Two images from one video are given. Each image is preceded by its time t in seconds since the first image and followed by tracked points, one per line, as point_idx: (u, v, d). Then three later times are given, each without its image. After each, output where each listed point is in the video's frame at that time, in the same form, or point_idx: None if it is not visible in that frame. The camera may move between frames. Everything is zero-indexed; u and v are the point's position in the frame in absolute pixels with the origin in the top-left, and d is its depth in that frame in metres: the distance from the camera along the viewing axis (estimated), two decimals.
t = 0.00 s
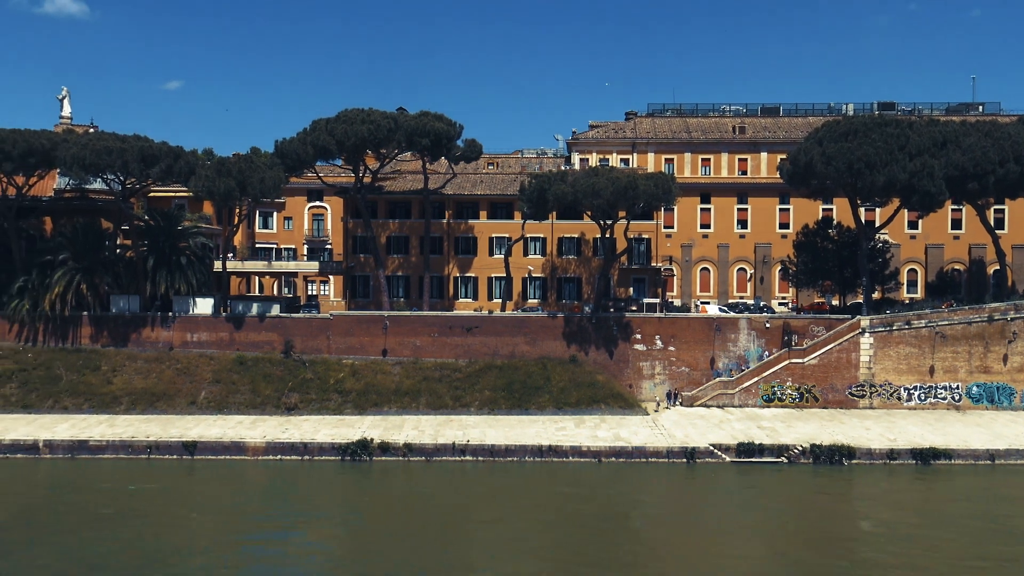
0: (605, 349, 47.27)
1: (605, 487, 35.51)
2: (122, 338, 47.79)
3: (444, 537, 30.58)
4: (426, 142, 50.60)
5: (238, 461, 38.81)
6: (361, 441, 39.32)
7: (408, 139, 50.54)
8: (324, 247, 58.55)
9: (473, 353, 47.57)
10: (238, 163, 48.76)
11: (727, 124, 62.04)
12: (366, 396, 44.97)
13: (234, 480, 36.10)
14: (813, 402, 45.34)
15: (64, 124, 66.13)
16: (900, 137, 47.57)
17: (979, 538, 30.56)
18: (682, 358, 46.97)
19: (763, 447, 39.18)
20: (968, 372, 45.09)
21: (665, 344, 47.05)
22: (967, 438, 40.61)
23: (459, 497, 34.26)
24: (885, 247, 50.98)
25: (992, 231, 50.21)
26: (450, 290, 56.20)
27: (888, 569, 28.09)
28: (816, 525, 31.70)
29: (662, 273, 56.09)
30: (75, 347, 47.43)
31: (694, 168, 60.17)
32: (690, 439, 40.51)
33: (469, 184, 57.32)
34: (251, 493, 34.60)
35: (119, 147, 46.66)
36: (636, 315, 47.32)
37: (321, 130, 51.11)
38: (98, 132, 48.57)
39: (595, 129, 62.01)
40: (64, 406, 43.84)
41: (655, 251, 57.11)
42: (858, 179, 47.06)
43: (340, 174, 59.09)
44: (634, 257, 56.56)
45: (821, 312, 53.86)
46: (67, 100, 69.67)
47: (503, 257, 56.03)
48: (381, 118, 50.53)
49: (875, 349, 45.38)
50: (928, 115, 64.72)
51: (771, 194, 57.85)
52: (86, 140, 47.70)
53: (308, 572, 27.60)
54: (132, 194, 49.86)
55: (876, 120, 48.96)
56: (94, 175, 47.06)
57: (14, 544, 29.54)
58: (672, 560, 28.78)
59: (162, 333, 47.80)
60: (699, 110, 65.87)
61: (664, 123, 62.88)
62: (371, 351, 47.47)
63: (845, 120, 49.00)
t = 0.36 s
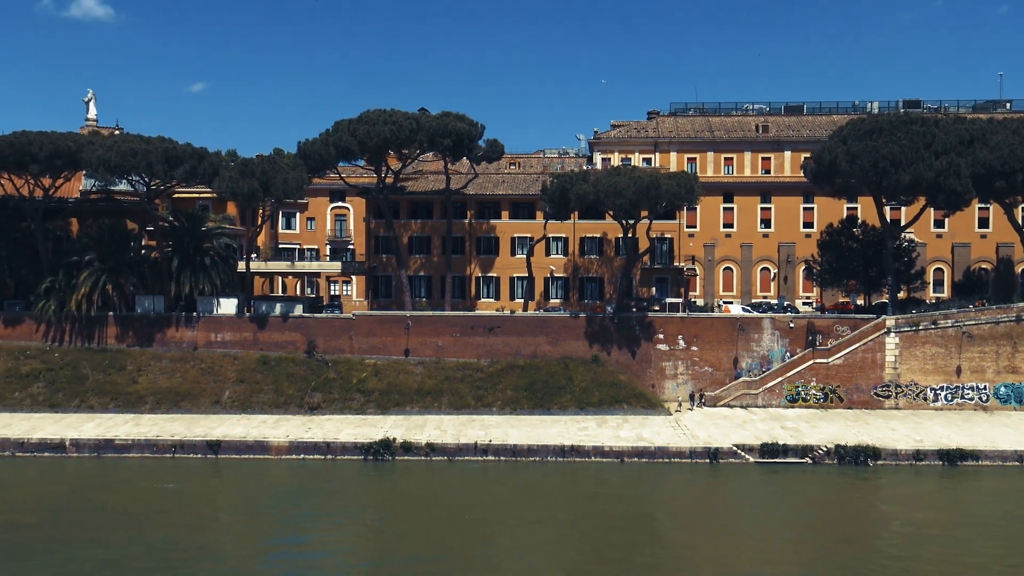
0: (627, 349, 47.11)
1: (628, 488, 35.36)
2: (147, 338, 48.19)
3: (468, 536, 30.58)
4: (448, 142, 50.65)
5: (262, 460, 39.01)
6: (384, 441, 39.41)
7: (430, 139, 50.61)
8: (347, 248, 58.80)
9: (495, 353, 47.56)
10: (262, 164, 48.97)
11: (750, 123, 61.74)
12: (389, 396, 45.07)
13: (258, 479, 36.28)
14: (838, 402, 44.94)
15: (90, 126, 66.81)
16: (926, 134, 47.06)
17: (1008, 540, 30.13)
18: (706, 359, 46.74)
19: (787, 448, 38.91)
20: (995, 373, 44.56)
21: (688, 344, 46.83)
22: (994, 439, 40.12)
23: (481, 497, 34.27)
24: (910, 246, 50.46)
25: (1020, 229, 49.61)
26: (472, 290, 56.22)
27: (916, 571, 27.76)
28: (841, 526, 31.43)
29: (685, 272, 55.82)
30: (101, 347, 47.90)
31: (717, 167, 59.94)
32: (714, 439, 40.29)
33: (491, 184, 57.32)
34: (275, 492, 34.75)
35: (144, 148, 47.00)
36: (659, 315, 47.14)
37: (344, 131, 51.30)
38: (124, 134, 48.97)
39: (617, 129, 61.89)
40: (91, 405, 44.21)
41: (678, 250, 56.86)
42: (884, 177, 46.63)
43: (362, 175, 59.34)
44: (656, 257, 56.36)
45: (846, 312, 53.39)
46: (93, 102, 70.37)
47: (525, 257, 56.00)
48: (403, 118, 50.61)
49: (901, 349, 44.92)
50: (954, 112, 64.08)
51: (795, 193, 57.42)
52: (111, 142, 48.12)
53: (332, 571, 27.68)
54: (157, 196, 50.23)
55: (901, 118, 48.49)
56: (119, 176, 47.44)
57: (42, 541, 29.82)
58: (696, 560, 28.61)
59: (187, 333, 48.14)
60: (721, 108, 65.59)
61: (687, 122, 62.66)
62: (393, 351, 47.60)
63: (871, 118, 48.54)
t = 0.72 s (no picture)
0: (650, 349, 46.96)
1: (650, 488, 35.24)
2: (172, 339, 48.61)
3: (491, 536, 30.60)
4: (470, 143, 50.71)
5: (286, 460, 39.21)
6: (406, 440, 39.49)
7: (452, 140, 50.69)
8: (369, 248, 59.07)
9: (517, 353, 47.58)
10: (285, 165, 49.23)
11: (774, 122, 61.39)
12: (411, 396, 45.18)
13: (282, 479, 36.48)
14: (863, 403, 44.58)
15: (116, 128, 67.50)
16: (952, 133, 46.54)
17: None
18: (729, 359, 46.52)
19: (811, 449, 38.65)
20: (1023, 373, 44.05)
21: (711, 344, 46.64)
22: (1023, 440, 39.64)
23: (504, 497, 34.27)
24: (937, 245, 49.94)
25: None
26: (494, 290, 56.28)
27: (944, 574, 27.42)
28: (866, 528, 31.17)
29: (708, 272, 55.56)
30: (127, 347, 48.39)
31: (740, 167, 59.67)
32: (737, 439, 40.10)
33: (513, 185, 57.32)
34: (299, 491, 34.89)
35: (169, 150, 47.39)
36: (681, 315, 46.96)
37: (366, 132, 51.50)
38: (149, 136, 49.38)
39: (639, 129, 61.77)
40: (117, 405, 44.63)
41: (700, 250, 56.62)
42: (910, 176, 46.24)
43: (385, 175, 59.58)
44: (679, 256, 56.15)
45: (871, 312, 52.95)
46: (118, 105, 71.06)
47: (547, 257, 55.98)
48: (425, 119, 50.70)
49: (927, 349, 44.51)
50: (980, 110, 63.39)
51: (819, 192, 57.00)
52: (137, 144, 48.59)
53: (355, 571, 27.75)
54: (182, 197, 50.65)
55: (927, 115, 48.00)
56: (144, 178, 47.89)
57: (70, 540, 30.12)
58: (719, 562, 28.45)
59: (211, 334, 48.50)
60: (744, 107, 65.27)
61: (710, 121, 62.42)
62: (416, 351, 47.72)
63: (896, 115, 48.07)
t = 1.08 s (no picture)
0: (673, 350, 46.81)
1: (674, 490, 35.13)
2: (198, 340, 49.06)
3: (515, 537, 30.61)
4: (493, 143, 50.78)
5: (311, 460, 39.45)
6: (430, 441, 39.60)
7: (474, 141, 50.79)
8: (393, 249, 59.32)
9: (540, 354, 47.60)
10: (309, 166, 49.54)
11: (798, 121, 61.06)
12: (435, 396, 45.30)
13: (307, 479, 36.70)
14: (889, 404, 44.23)
15: (143, 132, 68.19)
16: (979, 131, 45.90)
17: None
18: (753, 359, 46.31)
19: (837, 450, 38.40)
20: None
21: (735, 345, 46.44)
22: None
23: (527, 498, 34.27)
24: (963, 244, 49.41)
25: None
26: (517, 291, 56.33)
27: None
28: (892, 531, 30.93)
29: (731, 272, 55.33)
30: (154, 348, 48.89)
31: (764, 166, 59.39)
32: (762, 441, 39.91)
33: (536, 185, 57.34)
34: (323, 492, 35.07)
35: (194, 153, 47.83)
36: (705, 315, 46.79)
37: (389, 133, 51.71)
38: (174, 139, 49.85)
39: (662, 129, 61.66)
40: (144, 405, 45.10)
41: (724, 250, 56.37)
42: (936, 176, 45.88)
43: (408, 177, 59.88)
44: (702, 257, 55.95)
45: (896, 312, 52.51)
46: (145, 108, 71.76)
47: (570, 257, 55.93)
48: (448, 120, 50.84)
49: (954, 350, 44.08)
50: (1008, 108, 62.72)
51: (844, 191, 56.60)
52: (163, 146, 49.05)
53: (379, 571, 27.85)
54: (207, 199, 51.12)
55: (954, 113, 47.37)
56: (171, 180, 48.33)
57: (98, 539, 30.47)
58: (744, 565, 28.31)
59: (236, 334, 48.90)
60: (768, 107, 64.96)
61: (733, 120, 62.17)
62: (439, 352, 47.86)
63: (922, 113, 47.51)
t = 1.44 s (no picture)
0: (698, 351, 46.69)
1: (699, 492, 35.01)
2: (225, 341, 49.53)
3: (540, 539, 30.66)
4: (516, 144, 50.84)
5: (337, 461, 39.70)
6: (454, 442, 39.73)
7: (498, 142, 50.90)
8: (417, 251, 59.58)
9: (564, 355, 47.64)
10: (334, 169, 49.84)
11: (823, 121, 60.68)
12: (459, 397, 45.45)
13: (333, 480, 36.92)
14: (916, 406, 43.87)
15: (170, 135, 68.90)
16: (1009, 130, 45.49)
17: None
18: (779, 361, 46.09)
19: (863, 452, 38.14)
20: None
21: (760, 346, 46.25)
22: None
23: (552, 500, 34.25)
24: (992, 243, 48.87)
25: None
26: (541, 292, 56.38)
27: None
28: (921, 533, 30.70)
29: (756, 273, 55.10)
30: (182, 349, 49.40)
31: (789, 166, 59.07)
32: (787, 442, 39.72)
33: (559, 187, 57.38)
34: (349, 493, 35.29)
35: (221, 155, 48.30)
36: (730, 316, 46.61)
37: (413, 135, 51.94)
38: (201, 142, 50.34)
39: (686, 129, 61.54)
40: (172, 406, 45.59)
41: (749, 250, 56.10)
42: (965, 174, 45.46)
43: (432, 178, 60.13)
44: (727, 257, 55.76)
45: (924, 312, 52.02)
46: (172, 112, 72.55)
47: (594, 258, 55.88)
48: (471, 121, 51.01)
49: (983, 351, 43.66)
50: None
51: (870, 191, 56.17)
52: (190, 150, 49.53)
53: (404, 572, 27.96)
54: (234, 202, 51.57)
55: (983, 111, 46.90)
56: (198, 183, 48.81)
57: (128, 539, 30.85)
58: (768, 568, 28.18)
59: (263, 336, 49.32)
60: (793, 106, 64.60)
61: (758, 120, 61.88)
62: (464, 353, 48.02)
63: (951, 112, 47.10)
